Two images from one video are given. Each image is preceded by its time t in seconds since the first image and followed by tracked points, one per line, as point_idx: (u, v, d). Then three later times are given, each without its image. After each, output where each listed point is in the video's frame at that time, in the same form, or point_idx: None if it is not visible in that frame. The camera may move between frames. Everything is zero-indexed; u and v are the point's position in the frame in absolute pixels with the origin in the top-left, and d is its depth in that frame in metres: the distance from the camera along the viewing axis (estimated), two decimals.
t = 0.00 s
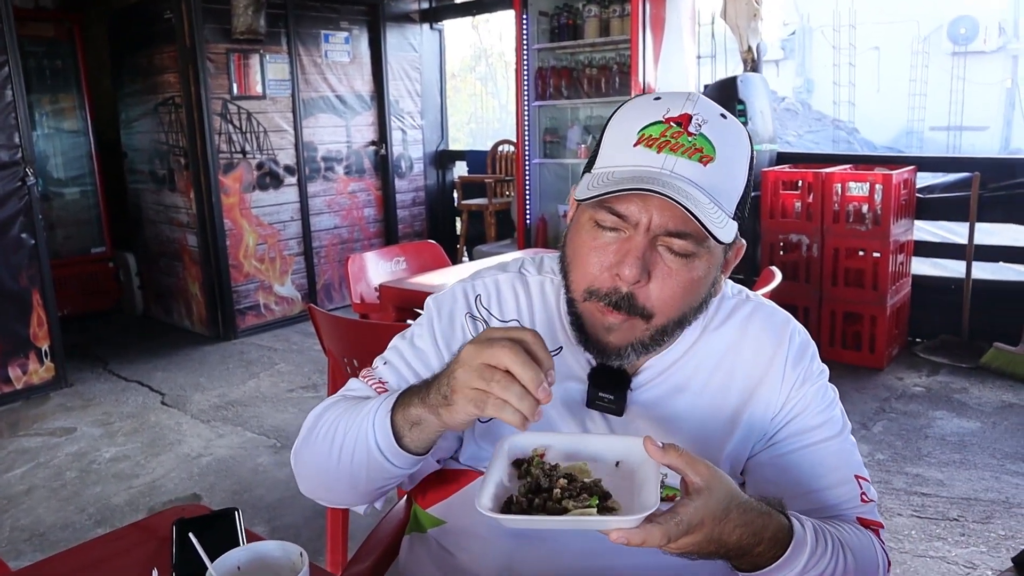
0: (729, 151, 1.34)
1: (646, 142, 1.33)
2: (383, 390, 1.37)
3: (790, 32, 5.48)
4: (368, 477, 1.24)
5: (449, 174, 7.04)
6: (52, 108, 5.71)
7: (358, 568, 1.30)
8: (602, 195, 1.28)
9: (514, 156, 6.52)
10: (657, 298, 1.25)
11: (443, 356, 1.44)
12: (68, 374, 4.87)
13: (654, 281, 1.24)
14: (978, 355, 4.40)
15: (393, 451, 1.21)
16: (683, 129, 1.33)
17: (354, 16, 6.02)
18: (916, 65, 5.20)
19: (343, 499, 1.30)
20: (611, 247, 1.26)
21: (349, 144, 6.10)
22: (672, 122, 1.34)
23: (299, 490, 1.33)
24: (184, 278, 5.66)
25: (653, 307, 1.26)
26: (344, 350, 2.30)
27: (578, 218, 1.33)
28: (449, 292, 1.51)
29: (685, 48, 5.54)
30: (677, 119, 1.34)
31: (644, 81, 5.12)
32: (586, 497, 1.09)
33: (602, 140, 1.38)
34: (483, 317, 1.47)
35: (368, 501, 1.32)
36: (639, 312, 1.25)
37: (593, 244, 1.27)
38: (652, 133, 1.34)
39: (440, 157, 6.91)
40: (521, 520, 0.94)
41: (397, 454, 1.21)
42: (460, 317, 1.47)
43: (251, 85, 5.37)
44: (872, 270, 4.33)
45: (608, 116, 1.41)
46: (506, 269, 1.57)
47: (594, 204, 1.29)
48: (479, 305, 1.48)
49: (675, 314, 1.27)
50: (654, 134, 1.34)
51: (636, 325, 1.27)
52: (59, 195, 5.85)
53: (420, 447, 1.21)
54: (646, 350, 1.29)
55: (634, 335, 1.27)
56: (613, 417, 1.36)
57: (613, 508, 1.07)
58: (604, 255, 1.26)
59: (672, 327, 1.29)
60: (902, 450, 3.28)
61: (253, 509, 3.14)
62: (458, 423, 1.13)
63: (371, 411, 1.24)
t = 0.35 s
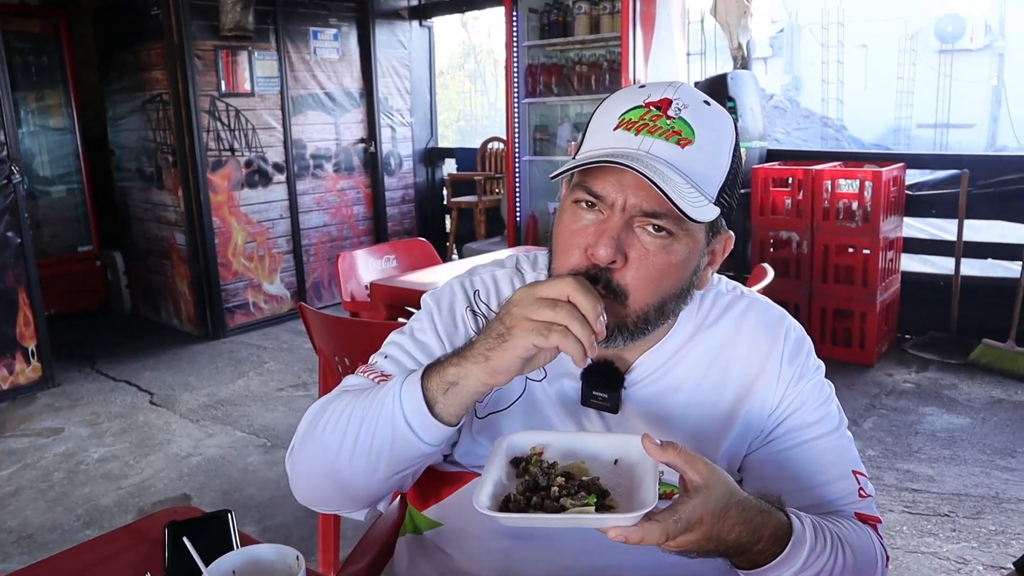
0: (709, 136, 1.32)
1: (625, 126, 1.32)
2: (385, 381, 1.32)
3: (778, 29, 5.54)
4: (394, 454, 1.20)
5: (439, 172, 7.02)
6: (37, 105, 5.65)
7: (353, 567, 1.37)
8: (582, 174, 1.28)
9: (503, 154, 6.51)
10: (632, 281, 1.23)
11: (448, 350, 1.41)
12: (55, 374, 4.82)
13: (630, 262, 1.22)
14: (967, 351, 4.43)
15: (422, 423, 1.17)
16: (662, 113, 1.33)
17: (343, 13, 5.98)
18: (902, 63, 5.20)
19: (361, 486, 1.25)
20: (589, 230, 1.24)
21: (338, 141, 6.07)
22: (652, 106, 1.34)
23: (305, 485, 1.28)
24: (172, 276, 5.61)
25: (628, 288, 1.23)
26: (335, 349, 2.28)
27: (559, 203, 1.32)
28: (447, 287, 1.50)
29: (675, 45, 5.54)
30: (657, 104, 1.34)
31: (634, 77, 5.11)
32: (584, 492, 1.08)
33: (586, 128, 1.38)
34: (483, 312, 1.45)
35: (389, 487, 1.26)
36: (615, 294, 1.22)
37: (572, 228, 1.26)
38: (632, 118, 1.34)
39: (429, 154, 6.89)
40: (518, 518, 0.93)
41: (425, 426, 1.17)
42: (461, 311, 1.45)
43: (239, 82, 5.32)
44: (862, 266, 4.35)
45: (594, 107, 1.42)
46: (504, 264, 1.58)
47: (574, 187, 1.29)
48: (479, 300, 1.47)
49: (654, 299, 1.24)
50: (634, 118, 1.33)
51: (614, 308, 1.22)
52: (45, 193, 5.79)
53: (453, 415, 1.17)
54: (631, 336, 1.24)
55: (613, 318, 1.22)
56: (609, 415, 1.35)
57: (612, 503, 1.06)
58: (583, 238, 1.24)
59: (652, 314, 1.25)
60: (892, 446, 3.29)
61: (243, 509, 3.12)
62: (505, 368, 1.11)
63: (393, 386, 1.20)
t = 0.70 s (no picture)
0: (713, 133, 1.33)
1: (631, 122, 1.32)
2: (383, 376, 1.31)
3: (763, 27, 5.55)
4: (394, 451, 1.19)
5: (427, 169, 7.00)
6: (21, 101, 5.58)
7: (351, 567, 1.34)
8: (587, 169, 1.28)
9: (492, 151, 6.50)
10: (636, 277, 1.22)
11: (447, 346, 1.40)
12: (40, 373, 4.77)
13: (634, 258, 1.22)
14: (954, 347, 4.48)
15: (423, 419, 1.15)
16: (667, 109, 1.33)
17: (330, 9, 5.96)
18: (888, 62, 5.23)
19: (360, 481, 1.24)
20: (594, 225, 1.24)
21: (326, 138, 6.04)
22: (658, 102, 1.34)
23: (303, 481, 1.27)
24: (159, 274, 5.57)
25: (631, 286, 1.22)
26: (327, 348, 2.27)
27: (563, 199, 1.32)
28: (446, 284, 1.49)
29: (663, 42, 5.54)
30: (663, 100, 1.34)
31: (623, 75, 5.12)
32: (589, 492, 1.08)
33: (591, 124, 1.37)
34: (482, 310, 1.45)
35: (388, 482, 1.25)
36: (618, 290, 1.22)
37: (577, 223, 1.25)
38: (637, 113, 1.33)
39: (418, 151, 6.87)
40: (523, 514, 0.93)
41: (425, 422, 1.16)
42: (460, 308, 1.45)
43: (226, 78, 5.28)
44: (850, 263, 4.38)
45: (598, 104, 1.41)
46: (502, 263, 1.59)
47: (579, 181, 1.29)
48: (478, 298, 1.47)
49: (656, 296, 1.24)
50: (639, 114, 1.33)
51: (616, 306, 1.22)
52: (29, 189, 5.72)
53: (455, 412, 1.16)
54: (631, 337, 1.25)
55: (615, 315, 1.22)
56: (609, 413, 1.35)
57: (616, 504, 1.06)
58: (588, 233, 1.24)
59: (654, 313, 1.25)
60: (881, 442, 3.32)
61: (234, 509, 3.10)
62: (508, 364, 1.10)
63: (394, 381, 1.19)
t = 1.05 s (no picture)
0: (719, 132, 1.33)
1: (637, 119, 1.32)
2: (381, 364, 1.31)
3: (759, 25, 5.62)
4: (367, 420, 1.17)
5: (423, 167, 7.00)
6: (16, 100, 5.56)
7: (353, 566, 1.32)
8: (594, 168, 1.28)
9: (489, 150, 6.51)
10: (648, 274, 1.22)
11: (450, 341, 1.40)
12: (36, 373, 4.76)
13: (644, 255, 1.21)
14: (950, 345, 4.49)
15: (394, 385, 1.13)
16: (673, 108, 1.34)
17: (327, 8, 5.95)
18: (882, 59, 5.26)
19: (348, 459, 1.21)
20: (601, 223, 1.25)
21: (322, 137, 6.03)
22: (663, 100, 1.35)
23: (294, 467, 1.26)
24: (155, 274, 5.56)
25: (645, 283, 1.22)
26: (325, 347, 2.27)
27: (569, 197, 1.31)
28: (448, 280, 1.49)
29: (660, 40, 5.55)
30: (668, 98, 1.35)
31: (620, 74, 5.12)
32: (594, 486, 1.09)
33: (596, 122, 1.37)
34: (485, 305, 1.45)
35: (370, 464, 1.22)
36: (633, 288, 1.21)
37: (584, 221, 1.26)
38: (643, 112, 1.33)
39: (414, 150, 6.86)
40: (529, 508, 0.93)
41: (397, 387, 1.13)
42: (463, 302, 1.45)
43: (222, 77, 5.26)
44: (847, 261, 4.39)
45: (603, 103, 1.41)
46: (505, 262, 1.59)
47: (586, 180, 1.28)
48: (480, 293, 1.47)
49: (668, 294, 1.24)
50: (645, 112, 1.33)
51: (631, 304, 1.21)
52: (24, 189, 5.70)
53: (426, 377, 1.12)
54: (643, 331, 1.24)
55: (631, 312, 1.21)
56: (612, 410, 1.36)
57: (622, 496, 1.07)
58: (596, 231, 1.23)
59: (666, 310, 1.25)
60: (878, 439, 3.33)
61: (232, 509, 3.10)
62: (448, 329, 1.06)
63: (371, 353, 1.18)
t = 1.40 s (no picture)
0: (714, 128, 1.34)
1: (633, 116, 1.32)
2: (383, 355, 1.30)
3: (750, 23, 5.59)
4: (377, 408, 1.17)
5: (416, 166, 6.98)
6: (5, 98, 5.51)
7: (353, 565, 1.32)
8: (591, 165, 1.29)
9: (482, 148, 6.51)
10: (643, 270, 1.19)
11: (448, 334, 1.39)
12: (28, 373, 4.73)
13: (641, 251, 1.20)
14: (941, 342, 4.52)
15: (406, 371, 1.14)
16: (668, 104, 1.34)
17: (319, 7, 5.93)
18: (873, 57, 5.26)
19: (350, 449, 1.21)
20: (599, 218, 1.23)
21: (315, 136, 6.01)
22: (659, 97, 1.35)
23: (296, 460, 1.26)
24: (147, 273, 5.54)
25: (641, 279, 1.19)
26: (320, 345, 2.26)
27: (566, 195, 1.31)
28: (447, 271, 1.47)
29: (652, 38, 5.56)
30: (664, 95, 1.36)
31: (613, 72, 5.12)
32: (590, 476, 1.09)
33: (592, 120, 1.37)
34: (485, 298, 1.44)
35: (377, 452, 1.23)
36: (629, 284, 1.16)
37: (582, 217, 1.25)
38: (639, 108, 1.34)
39: (407, 148, 6.84)
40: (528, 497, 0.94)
41: (411, 373, 1.14)
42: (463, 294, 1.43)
43: (213, 75, 5.24)
44: (840, 259, 4.41)
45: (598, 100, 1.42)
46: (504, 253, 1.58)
47: (584, 176, 1.29)
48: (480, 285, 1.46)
49: (664, 289, 1.23)
50: (641, 109, 1.34)
51: (628, 301, 1.17)
52: (14, 188, 5.66)
53: (438, 361, 1.14)
54: (641, 331, 1.23)
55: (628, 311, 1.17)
56: (610, 405, 1.36)
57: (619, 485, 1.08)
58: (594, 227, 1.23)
59: (661, 305, 1.24)
60: (871, 437, 3.34)
61: (227, 508, 3.09)
62: (486, 309, 1.08)
63: (377, 340, 1.19)
